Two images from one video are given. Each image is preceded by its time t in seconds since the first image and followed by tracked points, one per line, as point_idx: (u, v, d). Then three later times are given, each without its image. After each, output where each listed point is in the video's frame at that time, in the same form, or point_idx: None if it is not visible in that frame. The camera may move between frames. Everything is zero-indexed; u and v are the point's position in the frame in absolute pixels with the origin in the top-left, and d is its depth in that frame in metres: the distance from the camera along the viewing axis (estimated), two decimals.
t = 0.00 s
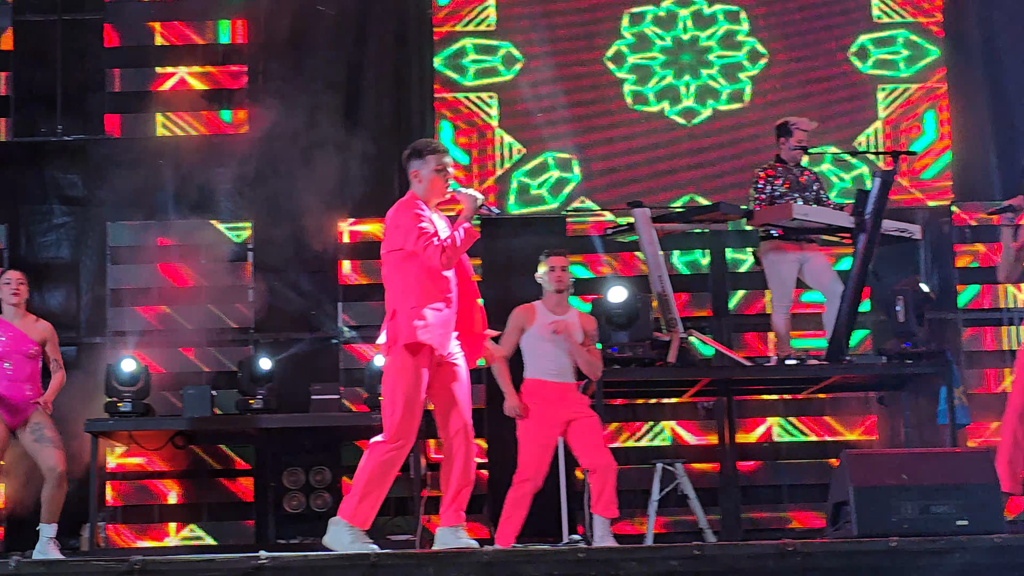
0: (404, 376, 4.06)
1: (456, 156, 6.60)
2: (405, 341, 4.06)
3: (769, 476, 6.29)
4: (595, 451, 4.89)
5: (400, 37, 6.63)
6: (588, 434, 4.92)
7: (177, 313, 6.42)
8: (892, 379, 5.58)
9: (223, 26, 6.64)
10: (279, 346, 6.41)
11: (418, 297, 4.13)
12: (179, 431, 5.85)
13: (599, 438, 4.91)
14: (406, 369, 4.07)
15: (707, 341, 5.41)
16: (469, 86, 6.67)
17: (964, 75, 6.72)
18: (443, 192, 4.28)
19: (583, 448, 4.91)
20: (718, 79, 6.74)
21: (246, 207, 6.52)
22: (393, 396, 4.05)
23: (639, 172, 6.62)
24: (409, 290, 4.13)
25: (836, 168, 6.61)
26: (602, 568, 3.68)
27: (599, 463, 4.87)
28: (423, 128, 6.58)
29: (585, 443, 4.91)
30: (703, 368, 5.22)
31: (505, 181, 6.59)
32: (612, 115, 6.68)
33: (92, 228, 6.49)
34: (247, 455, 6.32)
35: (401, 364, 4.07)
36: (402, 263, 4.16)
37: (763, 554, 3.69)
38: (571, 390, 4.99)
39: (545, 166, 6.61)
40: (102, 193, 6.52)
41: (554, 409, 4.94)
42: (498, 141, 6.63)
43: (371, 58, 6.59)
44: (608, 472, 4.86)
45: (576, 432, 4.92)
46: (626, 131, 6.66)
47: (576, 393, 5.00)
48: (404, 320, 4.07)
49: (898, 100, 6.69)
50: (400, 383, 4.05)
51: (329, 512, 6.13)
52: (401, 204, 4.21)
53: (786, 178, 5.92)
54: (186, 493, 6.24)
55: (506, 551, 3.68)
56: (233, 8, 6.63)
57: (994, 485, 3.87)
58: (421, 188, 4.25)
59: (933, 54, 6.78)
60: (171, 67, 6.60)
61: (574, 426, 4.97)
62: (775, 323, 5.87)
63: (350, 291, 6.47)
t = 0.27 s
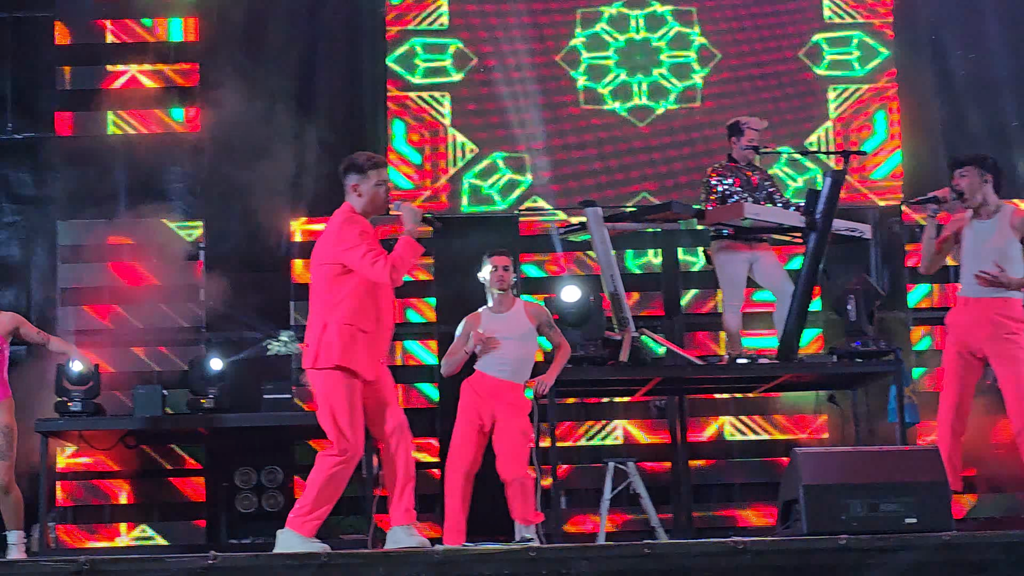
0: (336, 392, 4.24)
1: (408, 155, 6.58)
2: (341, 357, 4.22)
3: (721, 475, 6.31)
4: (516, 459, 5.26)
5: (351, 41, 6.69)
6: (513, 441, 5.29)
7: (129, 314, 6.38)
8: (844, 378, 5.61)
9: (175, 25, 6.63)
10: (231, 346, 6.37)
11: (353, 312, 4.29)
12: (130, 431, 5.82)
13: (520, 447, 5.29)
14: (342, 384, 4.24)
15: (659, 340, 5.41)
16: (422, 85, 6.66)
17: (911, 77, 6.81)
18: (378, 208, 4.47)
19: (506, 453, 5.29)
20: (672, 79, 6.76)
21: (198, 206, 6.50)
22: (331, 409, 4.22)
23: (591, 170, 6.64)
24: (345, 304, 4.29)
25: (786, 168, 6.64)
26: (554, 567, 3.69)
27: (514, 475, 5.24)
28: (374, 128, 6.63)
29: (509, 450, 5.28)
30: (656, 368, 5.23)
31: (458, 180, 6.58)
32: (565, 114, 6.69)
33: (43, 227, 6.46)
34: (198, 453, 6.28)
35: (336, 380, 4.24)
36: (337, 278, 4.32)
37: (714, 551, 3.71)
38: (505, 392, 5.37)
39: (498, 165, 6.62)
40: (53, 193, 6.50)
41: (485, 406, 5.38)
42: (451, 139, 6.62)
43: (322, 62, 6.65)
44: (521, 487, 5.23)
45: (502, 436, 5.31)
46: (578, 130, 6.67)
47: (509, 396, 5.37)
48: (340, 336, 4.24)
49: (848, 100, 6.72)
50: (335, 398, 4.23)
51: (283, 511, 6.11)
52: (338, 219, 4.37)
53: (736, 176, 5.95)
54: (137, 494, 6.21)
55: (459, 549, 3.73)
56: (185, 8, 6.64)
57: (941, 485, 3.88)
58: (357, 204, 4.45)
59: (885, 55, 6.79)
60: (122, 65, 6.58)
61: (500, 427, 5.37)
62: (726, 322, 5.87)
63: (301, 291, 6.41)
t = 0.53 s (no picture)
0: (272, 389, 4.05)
1: (365, 155, 6.58)
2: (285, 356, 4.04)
3: (678, 476, 6.34)
4: (491, 456, 5.27)
5: (312, 38, 6.62)
6: (489, 437, 5.30)
7: (85, 312, 6.37)
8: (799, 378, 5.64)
9: (132, 24, 6.60)
10: (186, 347, 6.33)
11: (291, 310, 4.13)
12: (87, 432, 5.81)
13: (498, 443, 5.30)
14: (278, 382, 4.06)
15: (616, 341, 5.39)
16: (385, 85, 6.65)
17: (869, 80, 6.84)
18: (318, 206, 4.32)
19: (484, 449, 5.30)
20: (631, 81, 6.77)
21: (155, 205, 6.47)
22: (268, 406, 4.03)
23: (548, 171, 6.64)
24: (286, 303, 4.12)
25: (741, 168, 6.68)
26: (510, 567, 3.61)
27: (486, 471, 5.24)
28: (333, 129, 6.60)
29: (484, 446, 5.29)
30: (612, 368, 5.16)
31: (416, 180, 6.58)
32: (522, 114, 6.69)
33: None
34: (154, 455, 6.26)
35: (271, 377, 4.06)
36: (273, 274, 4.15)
37: (670, 552, 3.64)
38: (478, 390, 5.40)
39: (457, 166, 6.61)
40: (8, 193, 6.46)
41: (463, 405, 5.39)
42: (408, 139, 6.62)
43: (282, 58, 6.59)
44: (491, 483, 5.21)
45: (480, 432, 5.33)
46: (535, 130, 6.68)
47: (483, 393, 5.40)
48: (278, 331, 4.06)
49: (805, 101, 6.76)
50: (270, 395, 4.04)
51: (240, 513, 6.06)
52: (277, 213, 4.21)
53: (693, 178, 5.96)
54: (92, 495, 6.19)
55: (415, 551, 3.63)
56: (141, 6, 6.61)
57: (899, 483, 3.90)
58: (298, 199, 4.27)
59: (841, 56, 6.84)
60: (78, 64, 6.55)
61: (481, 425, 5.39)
62: (684, 323, 5.92)
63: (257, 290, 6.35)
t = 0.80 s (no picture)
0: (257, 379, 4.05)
1: (348, 159, 6.59)
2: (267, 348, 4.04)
3: (661, 478, 6.32)
4: (492, 461, 5.02)
5: (295, 44, 6.64)
6: (488, 441, 5.04)
7: (67, 315, 6.35)
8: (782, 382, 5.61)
9: (114, 26, 6.59)
10: (170, 350, 6.33)
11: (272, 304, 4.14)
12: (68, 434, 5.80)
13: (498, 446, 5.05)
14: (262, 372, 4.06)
15: (598, 344, 5.38)
16: (366, 88, 6.67)
17: (852, 84, 6.84)
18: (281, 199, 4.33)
19: (483, 456, 5.02)
20: (615, 84, 6.77)
21: (137, 208, 6.45)
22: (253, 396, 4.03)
23: (531, 175, 6.65)
24: (265, 295, 4.12)
25: (719, 169, 6.66)
26: (492, 569, 3.58)
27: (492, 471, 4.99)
28: (314, 131, 6.60)
29: (484, 449, 5.02)
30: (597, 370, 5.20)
31: (399, 183, 6.58)
32: (506, 118, 6.71)
33: None
34: (136, 458, 6.22)
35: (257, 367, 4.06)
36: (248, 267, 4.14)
37: (653, 554, 3.59)
38: (473, 394, 5.08)
39: (440, 169, 6.62)
40: None
41: (462, 411, 5.03)
42: (391, 142, 6.62)
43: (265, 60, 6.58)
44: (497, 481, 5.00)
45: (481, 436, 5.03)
46: (518, 133, 6.69)
47: (475, 398, 5.08)
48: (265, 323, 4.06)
49: (786, 106, 6.80)
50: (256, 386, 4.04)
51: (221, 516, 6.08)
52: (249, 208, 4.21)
53: (678, 183, 5.95)
54: (72, 497, 6.18)
55: (396, 553, 3.60)
56: (125, 8, 6.59)
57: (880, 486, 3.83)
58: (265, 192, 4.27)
59: (823, 61, 6.86)
60: (61, 66, 6.54)
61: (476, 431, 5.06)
62: (667, 327, 5.94)
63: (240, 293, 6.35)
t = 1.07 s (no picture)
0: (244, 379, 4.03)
1: (336, 163, 6.56)
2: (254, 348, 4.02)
3: (648, 483, 6.33)
4: (457, 452, 5.29)
5: (283, 48, 6.64)
6: (456, 432, 5.32)
7: (54, 320, 6.32)
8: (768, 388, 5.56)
9: (102, 30, 6.58)
10: (157, 354, 6.31)
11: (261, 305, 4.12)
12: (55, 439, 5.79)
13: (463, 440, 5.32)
14: (251, 373, 4.04)
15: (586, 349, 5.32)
16: (354, 92, 6.66)
17: (839, 89, 6.87)
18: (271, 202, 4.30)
19: (448, 447, 5.30)
20: (603, 88, 6.78)
21: (125, 212, 6.45)
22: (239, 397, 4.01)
23: (519, 180, 6.65)
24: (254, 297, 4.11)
25: (710, 176, 6.67)
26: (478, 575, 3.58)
27: (451, 465, 5.25)
28: (303, 136, 6.60)
29: (450, 439, 5.30)
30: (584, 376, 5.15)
31: (388, 188, 6.57)
32: (494, 123, 6.71)
33: None
34: (123, 463, 6.22)
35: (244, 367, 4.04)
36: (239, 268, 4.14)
37: (640, 560, 3.59)
38: (451, 383, 5.40)
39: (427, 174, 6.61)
40: None
41: (435, 399, 5.33)
42: (379, 147, 6.61)
43: (253, 66, 6.59)
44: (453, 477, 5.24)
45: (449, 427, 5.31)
46: (507, 139, 6.69)
47: (454, 386, 5.40)
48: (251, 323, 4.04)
49: (774, 112, 6.80)
50: (243, 387, 4.02)
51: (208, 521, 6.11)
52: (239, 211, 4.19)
53: (667, 188, 5.95)
54: (61, 501, 6.16)
55: (383, 559, 3.60)
56: (113, 13, 6.59)
57: (864, 492, 3.82)
58: (255, 196, 4.24)
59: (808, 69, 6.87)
60: (48, 70, 6.54)
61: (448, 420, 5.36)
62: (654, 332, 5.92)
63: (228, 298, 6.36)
